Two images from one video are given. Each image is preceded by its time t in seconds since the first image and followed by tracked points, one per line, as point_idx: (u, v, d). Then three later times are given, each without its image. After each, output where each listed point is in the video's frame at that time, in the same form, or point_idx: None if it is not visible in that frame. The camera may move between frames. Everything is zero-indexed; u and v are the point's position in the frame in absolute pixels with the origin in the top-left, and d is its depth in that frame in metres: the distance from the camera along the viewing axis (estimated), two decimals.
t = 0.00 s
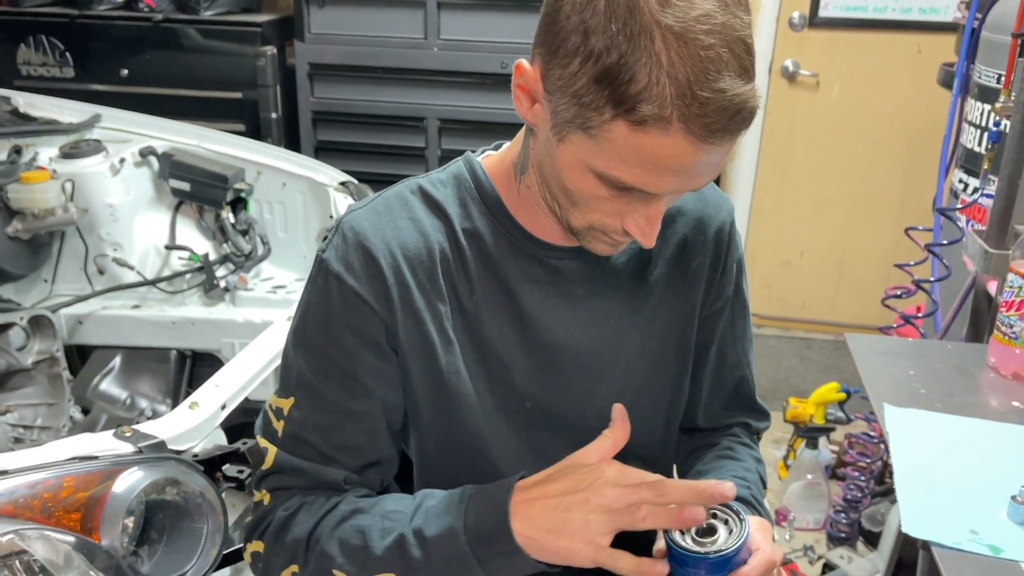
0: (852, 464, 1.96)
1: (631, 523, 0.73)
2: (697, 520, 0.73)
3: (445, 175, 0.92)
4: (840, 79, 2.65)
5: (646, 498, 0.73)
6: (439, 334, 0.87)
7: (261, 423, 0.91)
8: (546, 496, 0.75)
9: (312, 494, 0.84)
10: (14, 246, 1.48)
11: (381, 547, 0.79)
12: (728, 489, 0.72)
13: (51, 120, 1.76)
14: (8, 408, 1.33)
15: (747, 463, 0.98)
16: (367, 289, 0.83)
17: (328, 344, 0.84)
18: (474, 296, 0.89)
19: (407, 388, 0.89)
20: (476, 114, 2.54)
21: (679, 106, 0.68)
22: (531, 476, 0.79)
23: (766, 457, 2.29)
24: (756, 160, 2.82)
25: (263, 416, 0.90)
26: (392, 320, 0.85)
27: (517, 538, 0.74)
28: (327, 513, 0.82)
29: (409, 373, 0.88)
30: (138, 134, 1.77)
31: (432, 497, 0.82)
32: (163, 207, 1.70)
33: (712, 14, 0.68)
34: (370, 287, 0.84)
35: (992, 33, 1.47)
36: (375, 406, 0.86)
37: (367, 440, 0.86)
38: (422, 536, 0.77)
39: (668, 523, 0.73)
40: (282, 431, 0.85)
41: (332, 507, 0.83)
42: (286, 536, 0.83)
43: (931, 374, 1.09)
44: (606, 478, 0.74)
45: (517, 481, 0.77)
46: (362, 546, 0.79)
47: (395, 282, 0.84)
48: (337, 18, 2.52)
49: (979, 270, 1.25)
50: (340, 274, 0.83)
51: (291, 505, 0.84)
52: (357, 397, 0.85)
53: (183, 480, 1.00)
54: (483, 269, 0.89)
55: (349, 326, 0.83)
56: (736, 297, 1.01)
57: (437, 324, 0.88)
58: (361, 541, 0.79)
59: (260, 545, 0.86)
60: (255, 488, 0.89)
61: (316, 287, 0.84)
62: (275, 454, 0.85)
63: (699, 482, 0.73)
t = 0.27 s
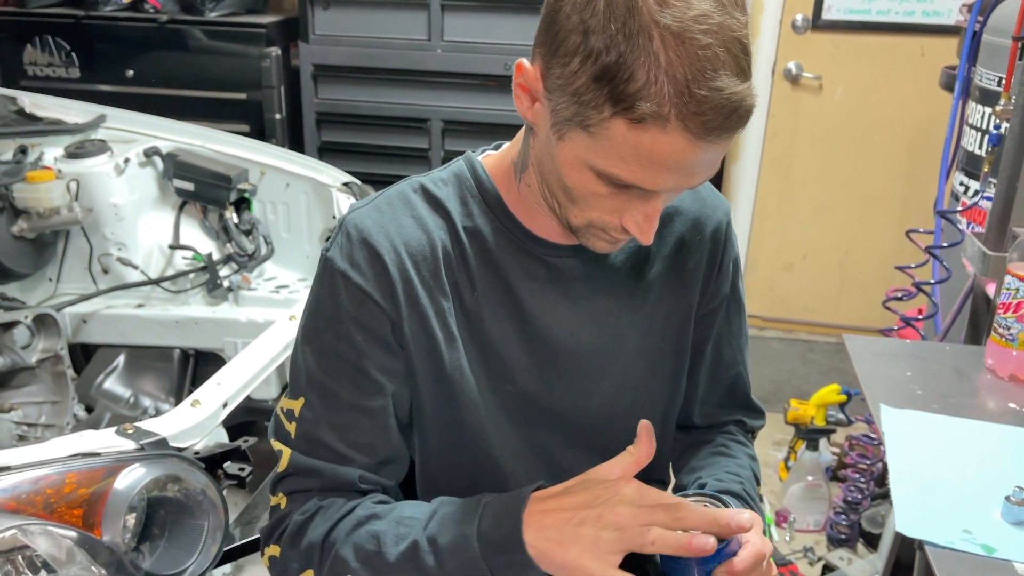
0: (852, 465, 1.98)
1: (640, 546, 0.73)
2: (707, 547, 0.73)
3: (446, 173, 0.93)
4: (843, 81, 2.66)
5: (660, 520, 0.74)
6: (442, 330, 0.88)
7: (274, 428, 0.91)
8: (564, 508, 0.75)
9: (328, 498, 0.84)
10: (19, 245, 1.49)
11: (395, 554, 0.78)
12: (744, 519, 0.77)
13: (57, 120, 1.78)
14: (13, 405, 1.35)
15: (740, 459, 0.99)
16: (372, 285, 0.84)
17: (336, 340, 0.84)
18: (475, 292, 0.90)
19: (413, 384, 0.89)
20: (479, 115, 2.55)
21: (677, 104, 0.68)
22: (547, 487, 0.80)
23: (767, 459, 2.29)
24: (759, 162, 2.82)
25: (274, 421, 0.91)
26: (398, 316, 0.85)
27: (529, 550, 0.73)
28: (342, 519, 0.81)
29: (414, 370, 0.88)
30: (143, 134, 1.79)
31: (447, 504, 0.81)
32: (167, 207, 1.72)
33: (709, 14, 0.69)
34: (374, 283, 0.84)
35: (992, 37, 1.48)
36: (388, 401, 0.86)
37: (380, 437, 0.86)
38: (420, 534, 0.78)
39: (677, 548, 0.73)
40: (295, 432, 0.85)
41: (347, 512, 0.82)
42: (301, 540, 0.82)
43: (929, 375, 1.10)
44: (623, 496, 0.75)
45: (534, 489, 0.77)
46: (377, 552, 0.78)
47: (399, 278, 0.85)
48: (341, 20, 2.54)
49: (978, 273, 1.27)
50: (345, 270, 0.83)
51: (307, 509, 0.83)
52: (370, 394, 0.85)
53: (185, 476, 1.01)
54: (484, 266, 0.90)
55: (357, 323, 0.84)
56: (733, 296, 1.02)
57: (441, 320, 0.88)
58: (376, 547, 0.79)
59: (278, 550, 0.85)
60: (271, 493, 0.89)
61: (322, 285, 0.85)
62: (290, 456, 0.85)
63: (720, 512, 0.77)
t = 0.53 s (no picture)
0: (855, 466, 1.98)
1: (653, 505, 0.74)
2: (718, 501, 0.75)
3: (453, 171, 0.94)
4: (848, 83, 2.66)
5: (668, 481, 0.74)
6: (447, 325, 0.89)
7: (278, 418, 0.91)
8: (567, 478, 0.76)
9: (334, 485, 0.85)
10: (28, 242, 1.51)
11: (405, 532, 0.80)
12: (748, 471, 0.75)
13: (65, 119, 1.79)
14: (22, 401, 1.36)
15: (741, 456, 1.00)
16: (378, 281, 0.85)
17: (344, 335, 0.86)
18: (481, 289, 0.91)
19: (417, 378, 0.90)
20: (484, 116, 2.57)
21: (682, 103, 0.69)
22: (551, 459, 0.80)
23: (770, 459, 2.29)
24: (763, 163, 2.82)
25: (280, 412, 0.91)
26: (405, 311, 0.86)
27: (540, 520, 0.74)
28: (349, 504, 0.83)
29: (420, 364, 0.89)
30: (151, 133, 1.80)
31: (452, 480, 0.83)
32: (174, 205, 1.73)
33: (714, 15, 0.70)
34: (381, 279, 0.85)
35: (995, 39, 1.48)
36: (393, 396, 0.87)
37: (386, 428, 0.88)
38: (424, 526, 0.79)
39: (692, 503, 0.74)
40: (301, 423, 0.86)
41: (354, 496, 0.84)
42: (310, 526, 0.85)
43: (929, 375, 1.10)
44: (627, 461, 0.75)
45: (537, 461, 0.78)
46: (386, 533, 0.80)
47: (406, 273, 0.86)
48: (348, 21, 2.55)
49: (979, 273, 1.28)
50: (352, 265, 0.85)
51: (314, 496, 0.85)
52: (377, 386, 0.86)
53: (191, 470, 1.03)
54: (490, 262, 0.91)
55: (361, 317, 0.85)
56: (735, 294, 1.02)
57: (446, 314, 0.89)
58: (385, 528, 0.80)
59: (284, 537, 0.87)
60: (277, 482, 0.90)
61: (330, 279, 0.86)
62: (296, 446, 0.86)
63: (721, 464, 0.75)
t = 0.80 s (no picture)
0: (857, 468, 2.00)
1: (601, 525, 0.76)
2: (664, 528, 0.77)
3: (463, 173, 0.95)
4: (854, 86, 2.67)
5: (620, 502, 0.77)
6: (451, 325, 0.90)
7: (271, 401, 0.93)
8: (529, 489, 0.78)
9: (310, 473, 0.87)
10: (37, 242, 1.52)
11: (369, 526, 0.82)
12: (698, 500, 0.81)
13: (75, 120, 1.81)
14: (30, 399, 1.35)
15: (747, 456, 1.01)
16: (385, 282, 0.87)
17: (340, 333, 0.87)
18: (488, 290, 0.92)
19: (417, 377, 0.92)
20: (490, 118, 2.58)
21: (691, 107, 0.70)
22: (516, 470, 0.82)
23: (773, 461, 2.30)
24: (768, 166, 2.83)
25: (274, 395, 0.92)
26: (405, 315, 0.88)
27: (495, 527, 0.76)
28: (320, 492, 0.85)
29: (422, 366, 0.91)
30: (160, 134, 1.82)
31: (422, 482, 0.85)
32: (181, 206, 1.75)
33: (724, 21, 0.71)
34: (389, 279, 0.87)
35: (999, 43, 1.49)
36: (381, 395, 0.89)
37: (370, 427, 0.89)
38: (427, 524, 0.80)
39: (639, 528, 0.76)
40: (289, 410, 0.87)
41: (327, 485, 0.85)
42: (281, 508, 0.86)
43: (931, 377, 1.11)
44: (586, 477, 0.77)
45: (503, 472, 0.80)
46: (351, 524, 0.82)
47: (411, 276, 0.87)
48: (355, 23, 2.57)
49: (982, 276, 1.29)
50: (360, 266, 0.86)
51: (288, 480, 0.87)
52: (364, 385, 0.88)
53: (199, 468, 1.04)
54: (498, 264, 0.92)
55: (366, 318, 0.86)
56: (740, 295, 1.03)
57: (449, 315, 0.90)
58: (351, 519, 0.82)
59: (257, 516, 0.89)
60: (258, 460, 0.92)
61: (334, 279, 0.87)
62: (281, 431, 0.88)
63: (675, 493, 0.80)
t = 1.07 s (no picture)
0: (859, 469, 1.99)
1: (637, 529, 0.75)
2: (701, 537, 0.76)
3: (461, 169, 0.95)
4: (854, 86, 2.66)
5: (657, 506, 0.76)
6: (453, 320, 0.90)
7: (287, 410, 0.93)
8: (564, 489, 0.77)
9: (336, 479, 0.87)
10: (41, 239, 1.53)
11: (400, 531, 0.82)
12: (737, 510, 0.82)
13: (79, 117, 1.81)
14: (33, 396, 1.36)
15: (745, 453, 1.01)
16: (386, 276, 0.87)
17: (349, 330, 0.87)
18: (487, 285, 0.92)
19: (424, 373, 0.92)
20: (493, 117, 2.58)
21: (681, 99, 0.70)
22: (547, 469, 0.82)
23: (775, 462, 2.30)
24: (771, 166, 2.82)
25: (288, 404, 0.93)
26: (411, 308, 0.88)
27: (529, 526, 0.76)
28: (350, 499, 0.85)
29: (425, 360, 0.91)
30: (164, 133, 1.82)
31: (450, 484, 0.84)
32: (185, 203, 1.75)
33: (713, 12, 0.71)
34: (386, 274, 0.87)
35: (1003, 43, 1.49)
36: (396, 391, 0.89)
37: (388, 423, 0.89)
38: (431, 520, 0.80)
39: (676, 534, 0.75)
40: (306, 416, 0.88)
41: (355, 491, 0.86)
42: (310, 519, 0.86)
43: (933, 376, 1.11)
44: (621, 480, 0.77)
45: (535, 471, 0.80)
46: (382, 530, 0.82)
47: (412, 271, 0.87)
48: (359, 22, 2.57)
49: (985, 276, 1.29)
50: (360, 261, 0.86)
51: (316, 489, 0.87)
52: (380, 381, 0.88)
53: (201, 464, 1.04)
54: (497, 259, 0.92)
55: (368, 313, 0.86)
56: (739, 292, 1.03)
57: (452, 310, 0.90)
58: (381, 525, 0.82)
59: (286, 529, 0.89)
60: (282, 473, 0.92)
61: (338, 276, 0.88)
62: (300, 438, 0.88)
63: (712, 501, 0.80)
